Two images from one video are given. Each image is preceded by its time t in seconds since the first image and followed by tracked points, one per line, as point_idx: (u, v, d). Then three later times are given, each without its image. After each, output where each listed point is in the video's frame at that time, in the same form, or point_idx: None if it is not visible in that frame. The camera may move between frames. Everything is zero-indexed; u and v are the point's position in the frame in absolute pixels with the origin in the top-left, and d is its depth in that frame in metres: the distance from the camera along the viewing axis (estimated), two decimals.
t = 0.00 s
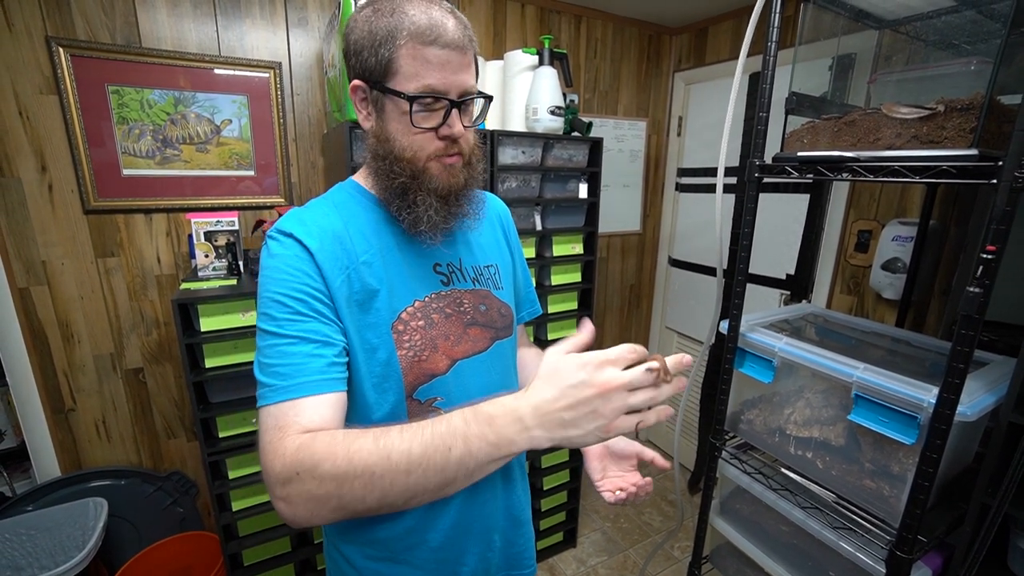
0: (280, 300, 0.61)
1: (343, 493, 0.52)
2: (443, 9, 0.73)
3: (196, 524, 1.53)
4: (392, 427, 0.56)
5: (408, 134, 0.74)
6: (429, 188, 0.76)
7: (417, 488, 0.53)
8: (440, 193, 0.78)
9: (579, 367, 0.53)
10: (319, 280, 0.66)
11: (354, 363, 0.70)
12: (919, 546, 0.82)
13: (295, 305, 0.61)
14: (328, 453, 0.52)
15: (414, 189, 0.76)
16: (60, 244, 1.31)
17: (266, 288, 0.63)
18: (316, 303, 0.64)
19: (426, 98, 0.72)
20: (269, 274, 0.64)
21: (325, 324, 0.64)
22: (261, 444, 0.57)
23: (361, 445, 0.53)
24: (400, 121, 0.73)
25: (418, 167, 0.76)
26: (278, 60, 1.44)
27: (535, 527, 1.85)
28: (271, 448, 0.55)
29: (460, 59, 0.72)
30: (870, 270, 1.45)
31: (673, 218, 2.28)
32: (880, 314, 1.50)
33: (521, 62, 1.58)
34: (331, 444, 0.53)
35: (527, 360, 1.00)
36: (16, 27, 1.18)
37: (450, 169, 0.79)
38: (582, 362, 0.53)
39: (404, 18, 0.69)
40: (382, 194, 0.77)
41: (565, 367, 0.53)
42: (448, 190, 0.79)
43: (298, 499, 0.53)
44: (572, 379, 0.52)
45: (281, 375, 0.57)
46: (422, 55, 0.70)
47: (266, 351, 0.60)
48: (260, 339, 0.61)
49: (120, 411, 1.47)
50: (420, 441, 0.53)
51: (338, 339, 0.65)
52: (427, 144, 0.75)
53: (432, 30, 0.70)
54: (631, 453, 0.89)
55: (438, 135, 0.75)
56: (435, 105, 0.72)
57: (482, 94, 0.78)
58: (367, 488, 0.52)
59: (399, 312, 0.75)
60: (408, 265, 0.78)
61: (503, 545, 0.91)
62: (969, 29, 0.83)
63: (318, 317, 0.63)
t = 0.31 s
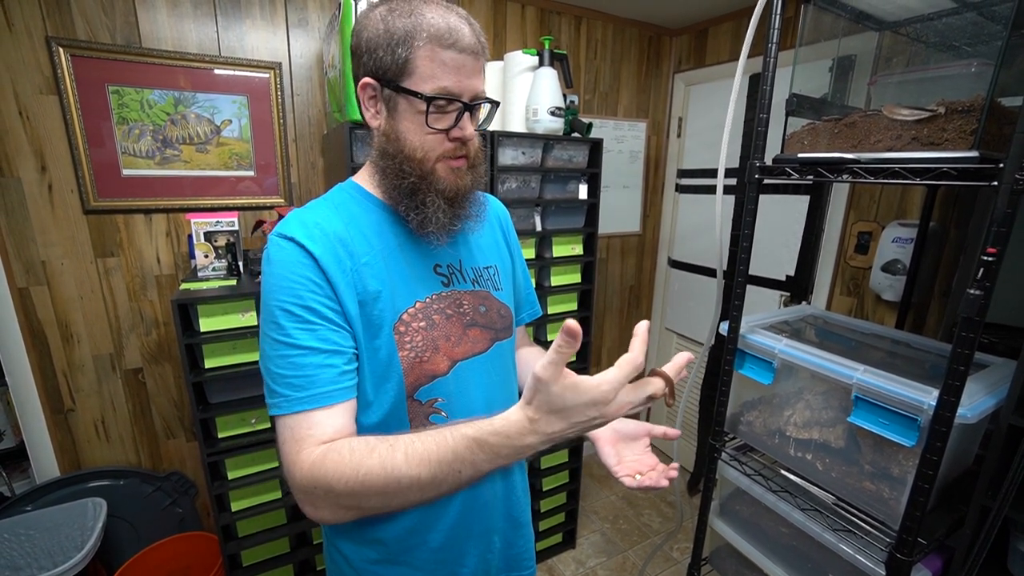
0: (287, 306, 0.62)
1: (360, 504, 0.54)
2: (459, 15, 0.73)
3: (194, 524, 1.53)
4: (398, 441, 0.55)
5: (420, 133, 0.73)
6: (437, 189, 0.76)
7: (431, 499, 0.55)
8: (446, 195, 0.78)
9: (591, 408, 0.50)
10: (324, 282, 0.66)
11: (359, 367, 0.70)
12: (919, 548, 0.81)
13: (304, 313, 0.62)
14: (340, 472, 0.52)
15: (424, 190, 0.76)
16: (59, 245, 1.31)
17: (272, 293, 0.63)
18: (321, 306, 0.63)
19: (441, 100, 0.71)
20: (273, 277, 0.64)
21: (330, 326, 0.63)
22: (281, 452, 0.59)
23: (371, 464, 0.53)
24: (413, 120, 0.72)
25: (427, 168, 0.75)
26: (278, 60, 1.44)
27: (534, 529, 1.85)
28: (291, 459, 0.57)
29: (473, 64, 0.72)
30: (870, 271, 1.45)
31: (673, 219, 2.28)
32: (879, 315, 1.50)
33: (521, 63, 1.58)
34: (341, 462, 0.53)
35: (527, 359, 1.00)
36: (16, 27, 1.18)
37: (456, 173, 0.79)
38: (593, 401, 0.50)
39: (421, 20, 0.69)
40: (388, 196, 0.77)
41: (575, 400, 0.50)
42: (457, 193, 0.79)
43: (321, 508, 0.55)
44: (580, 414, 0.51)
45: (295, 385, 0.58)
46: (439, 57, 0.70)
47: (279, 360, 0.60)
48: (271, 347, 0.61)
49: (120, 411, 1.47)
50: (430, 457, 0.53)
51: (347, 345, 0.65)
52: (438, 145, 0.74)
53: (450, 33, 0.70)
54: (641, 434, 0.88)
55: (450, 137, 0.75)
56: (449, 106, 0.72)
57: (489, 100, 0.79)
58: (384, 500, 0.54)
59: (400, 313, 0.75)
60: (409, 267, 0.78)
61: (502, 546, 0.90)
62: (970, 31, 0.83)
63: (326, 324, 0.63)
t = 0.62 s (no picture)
0: (287, 306, 0.61)
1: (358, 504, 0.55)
2: (465, 17, 0.73)
3: (194, 525, 1.53)
4: (392, 446, 0.55)
5: (421, 133, 0.73)
6: (436, 190, 0.76)
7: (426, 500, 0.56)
8: (445, 196, 0.78)
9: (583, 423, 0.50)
10: (323, 281, 0.65)
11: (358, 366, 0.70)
12: (919, 549, 0.81)
13: (303, 313, 0.62)
14: (335, 476, 0.53)
15: (423, 189, 0.75)
16: (58, 245, 1.31)
17: (270, 293, 0.63)
18: (320, 306, 0.63)
19: (442, 100, 0.71)
20: (272, 276, 0.63)
21: (329, 325, 0.63)
22: (282, 451, 0.60)
23: (365, 470, 0.53)
24: (413, 120, 0.72)
25: (427, 168, 0.75)
26: (278, 60, 1.43)
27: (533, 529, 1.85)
28: (289, 460, 0.58)
29: (477, 65, 0.72)
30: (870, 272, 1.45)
31: (673, 219, 2.28)
32: (879, 316, 1.50)
33: (521, 63, 1.58)
34: (335, 466, 0.53)
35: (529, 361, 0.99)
36: (15, 27, 1.17)
37: (456, 173, 0.78)
38: (585, 416, 0.49)
39: (426, 19, 0.69)
40: (388, 196, 0.77)
41: (566, 416, 0.49)
42: (455, 193, 0.79)
43: (320, 506, 0.57)
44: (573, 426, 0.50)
45: (294, 385, 0.59)
46: (443, 58, 0.69)
47: (277, 360, 0.60)
48: (269, 347, 0.61)
49: (119, 412, 1.47)
50: (423, 461, 0.54)
51: (346, 345, 0.65)
52: (439, 146, 0.75)
53: (454, 34, 0.70)
54: (634, 440, 0.87)
55: (450, 137, 0.75)
56: (450, 107, 0.72)
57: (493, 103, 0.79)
58: (382, 501, 0.55)
59: (400, 313, 0.75)
60: (409, 267, 0.78)
61: (501, 547, 0.90)
62: (970, 31, 0.83)
63: (326, 324, 0.63)
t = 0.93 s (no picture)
0: (283, 306, 0.61)
1: (348, 505, 0.54)
2: (465, 15, 0.73)
3: (194, 524, 1.52)
4: (381, 441, 0.54)
5: (420, 129, 0.73)
6: (432, 187, 0.76)
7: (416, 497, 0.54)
8: (442, 193, 0.77)
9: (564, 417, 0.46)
10: (319, 281, 0.65)
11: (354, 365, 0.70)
12: (920, 546, 0.81)
13: (298, 312, 0.61)
14: (325, 475, 0.52)
15: (419, 186, 0.75)
16: (57, 244, 1.31)
17: (266, 292, 0.63)
18: (316, 306, 0.63)
19: (442, 96, 0.71)
20: (268, 276, 0.63)
21: (325, 325, 0.63)
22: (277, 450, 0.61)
23: (354, 467, 0.52)
24: (412, 115, 0.72)
25: (423, 165, 0.75)
26: (276, 59, 1.43)
27: (533, 528, 1.84)
28: (284, 460, 0.57)
29: (477, 62, 0.73)
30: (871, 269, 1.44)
31: (673, 217, 2.28)
32: (880, 313, 1.49)
33: (520, 61, 1.58)
34: (325, 466, 0.53)
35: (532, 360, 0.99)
36: (11, 26, 1.17)
37: (455, 171, 0.79)
38: (564, 406, 0.45)
39: (427, 16, 0.69)
40: (384, 194, 0.77)
41: (544, 405, 0.45)
42: (453, 192, 0.79)
43: (314, 507, 0.57)
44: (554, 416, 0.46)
45: (289, 385, 0.59)
46: (442, 54, 0.70)
47: (272, 360, 0.60)
48: (265, 347, 0.61)
49: (118, 411, 1.46)
50: (411, 457, 0.52)
51: (341, 344, 0.65)
52: (436, 142, 0.75)
53: (455, 30, 0.70)
54: (639, 431, 0.89)
55: (448, 134, 0.75)
56: (449, 103, 0.72)
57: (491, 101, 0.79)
58: (370, 501, 0.54)
59: (397, 311, 0.75)
60: (406, 266, 0.78)
61: (500, 545, 0.90)
62: (971, 27, 0.82)
63: (322, 323, 0.63)
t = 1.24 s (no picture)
0: (276, 297, 0.62)
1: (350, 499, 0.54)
2: (445, 6, 0.72)
3: (195, 523, 1.52)
4: (363, 420, 0.57)
5: (400, 125, 0.74)
6: (416, 182, 0.76)
7: (386, 477, 0.53)
8: (428, 188, 0.77)
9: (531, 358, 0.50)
10: (314, 274, 0.66)
11: (349, 360, 0.70)
12: (920, 545, 0.81)
13: (291, 304, 0.62)
14: (305, 452, 0.53)
15: (402, 182, 0.75)
16: (57, 243, 1.31)
17: (262, 284, 0.63)
18: (309, 299, 0.63)
19: (420, 90, 0.71)
20: (265, 268, 0.64)
21: (317, 318, 0.63)
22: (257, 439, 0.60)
23: (334, 440, 0.54)
24: (392, 111, 0.73)
25: (407, 161, 0.75)
26: (275, 57, 1.43)
27: (533, 526, 1.85)
28: (259, 447, 0.57)
29: (456, 54, 0.72)
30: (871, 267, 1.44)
31: (673, 215, 2.28)
32: (880, 311, 1.49)
33: (519, 59, 1.58)
34: (306, 442, 0.53)
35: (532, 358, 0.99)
36: (10, 25, 1.17)
37: (440, 166, 0.78)
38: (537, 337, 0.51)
39: (404, 11, 0.69)
40: (375, 194, 0.76)
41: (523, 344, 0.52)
42: (438, 186, 0.78)
43: (285, 496, 0.55)
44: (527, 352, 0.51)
45: (274, 374, 0.58)
46: (420, 47, 0.70)
47: (261, 349, 0.60)
48: (256, 336, 0.62)
49: (118, 410, 1.46)
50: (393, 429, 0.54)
51: (333, 338, 0.64)
52: (418, 137, 0.75)
53: (431, 23, 0.69)
54: (638, 431, 0.88)
55: (430, 129, 0.75)
56: (429, 97, 0.72)
57: (479, 93, 0.78)
58: (341, 480, 0.53)
59: (394, 307, 0.75)
60: (405, 263, 0.78)
61: (497, 542, 0.91)
62: (972, 24, 0.81)
63: (315, 316, 0.63)
